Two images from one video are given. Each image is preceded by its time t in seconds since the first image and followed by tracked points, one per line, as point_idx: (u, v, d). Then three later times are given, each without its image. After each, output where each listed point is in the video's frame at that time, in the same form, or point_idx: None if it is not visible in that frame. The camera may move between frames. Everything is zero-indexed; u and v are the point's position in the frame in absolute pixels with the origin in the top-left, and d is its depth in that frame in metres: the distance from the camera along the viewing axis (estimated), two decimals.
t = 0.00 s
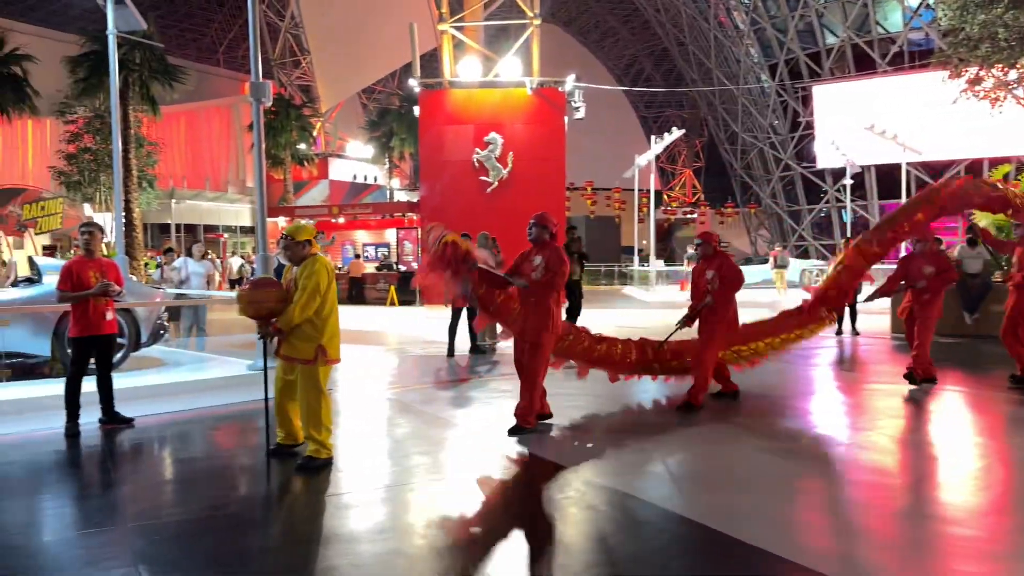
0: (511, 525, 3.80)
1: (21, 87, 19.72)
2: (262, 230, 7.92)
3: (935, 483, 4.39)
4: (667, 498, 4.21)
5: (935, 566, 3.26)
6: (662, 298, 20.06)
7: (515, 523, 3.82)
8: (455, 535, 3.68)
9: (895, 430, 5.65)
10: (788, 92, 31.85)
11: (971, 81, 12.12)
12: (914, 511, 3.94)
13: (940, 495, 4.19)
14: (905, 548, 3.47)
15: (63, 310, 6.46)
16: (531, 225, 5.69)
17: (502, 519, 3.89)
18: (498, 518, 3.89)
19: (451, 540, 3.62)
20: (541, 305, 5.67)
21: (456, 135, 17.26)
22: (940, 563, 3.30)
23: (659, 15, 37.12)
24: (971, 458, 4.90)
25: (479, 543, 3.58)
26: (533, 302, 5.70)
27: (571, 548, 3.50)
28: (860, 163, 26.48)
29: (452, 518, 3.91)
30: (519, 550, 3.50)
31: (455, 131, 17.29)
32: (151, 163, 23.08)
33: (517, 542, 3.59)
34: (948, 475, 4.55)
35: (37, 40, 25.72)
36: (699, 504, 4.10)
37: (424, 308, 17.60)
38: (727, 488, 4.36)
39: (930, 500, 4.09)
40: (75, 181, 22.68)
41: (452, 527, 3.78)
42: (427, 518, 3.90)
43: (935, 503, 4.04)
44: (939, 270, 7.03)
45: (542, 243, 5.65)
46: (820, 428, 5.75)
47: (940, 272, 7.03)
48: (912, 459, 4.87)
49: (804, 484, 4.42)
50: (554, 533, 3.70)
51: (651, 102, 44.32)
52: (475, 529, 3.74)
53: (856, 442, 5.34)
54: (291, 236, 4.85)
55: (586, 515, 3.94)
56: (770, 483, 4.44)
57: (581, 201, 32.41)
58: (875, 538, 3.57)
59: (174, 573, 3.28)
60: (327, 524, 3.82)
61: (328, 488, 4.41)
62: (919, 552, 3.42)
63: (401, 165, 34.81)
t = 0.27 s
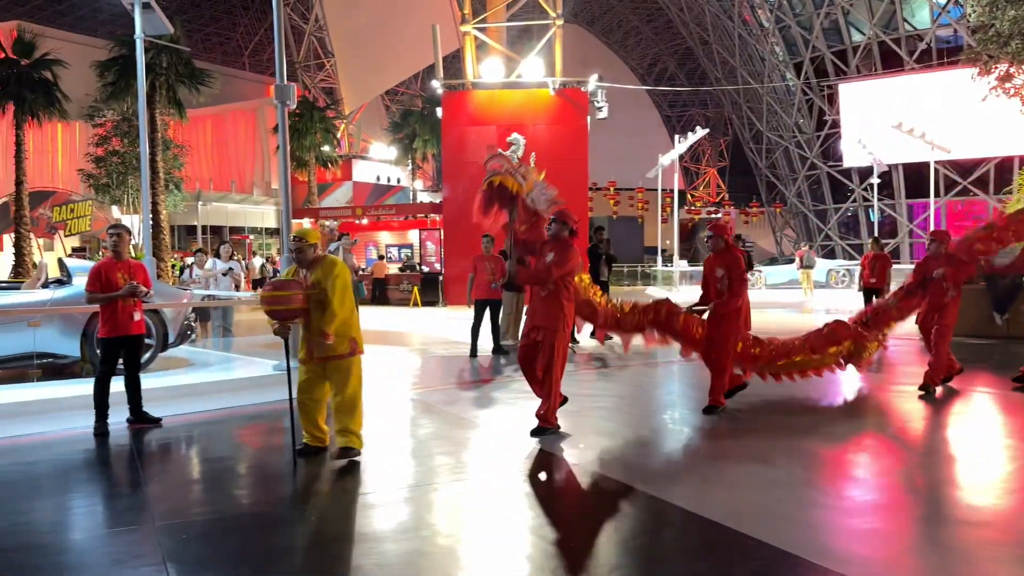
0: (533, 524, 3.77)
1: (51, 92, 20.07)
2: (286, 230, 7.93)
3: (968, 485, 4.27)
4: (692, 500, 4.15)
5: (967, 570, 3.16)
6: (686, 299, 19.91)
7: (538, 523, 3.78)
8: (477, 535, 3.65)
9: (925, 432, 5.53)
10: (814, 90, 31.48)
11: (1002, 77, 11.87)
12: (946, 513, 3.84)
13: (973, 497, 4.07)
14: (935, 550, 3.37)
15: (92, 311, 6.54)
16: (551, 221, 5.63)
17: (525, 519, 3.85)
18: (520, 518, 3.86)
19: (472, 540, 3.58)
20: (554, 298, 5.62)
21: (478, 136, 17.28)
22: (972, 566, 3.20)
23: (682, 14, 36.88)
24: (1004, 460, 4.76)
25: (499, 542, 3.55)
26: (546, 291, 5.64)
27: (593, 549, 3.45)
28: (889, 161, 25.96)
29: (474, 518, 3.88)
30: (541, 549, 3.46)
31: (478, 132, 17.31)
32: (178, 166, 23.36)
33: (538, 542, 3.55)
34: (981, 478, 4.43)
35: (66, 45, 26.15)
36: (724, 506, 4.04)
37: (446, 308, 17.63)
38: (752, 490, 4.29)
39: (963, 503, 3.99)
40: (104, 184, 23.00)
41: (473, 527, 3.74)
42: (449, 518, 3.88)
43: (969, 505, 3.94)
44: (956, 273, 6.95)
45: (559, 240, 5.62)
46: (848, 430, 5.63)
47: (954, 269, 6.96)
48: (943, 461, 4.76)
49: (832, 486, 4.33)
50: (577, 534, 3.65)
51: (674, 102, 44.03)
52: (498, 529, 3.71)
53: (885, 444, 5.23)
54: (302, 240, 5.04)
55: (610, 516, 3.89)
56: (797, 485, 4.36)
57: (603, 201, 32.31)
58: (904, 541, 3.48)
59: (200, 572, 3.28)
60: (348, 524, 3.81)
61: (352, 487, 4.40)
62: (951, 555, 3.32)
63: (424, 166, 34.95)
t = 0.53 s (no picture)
0: (543, 525, 3.74)
1: (63, 95, 20.18)
2: (297, 232, 7.92)
3: (983, 487, 4.21)
4: (703, 501, 4.11)
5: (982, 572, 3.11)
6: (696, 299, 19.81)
7: (547, 524, 3.76)
8: (486, 536, 3.62)
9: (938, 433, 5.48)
10: (825, 90, 31.31)
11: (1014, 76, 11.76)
12: (962, 515, 3.78)
13: (988, 498, 4.02)
14: (948, 552, 3.33)
15: (105, 312, 6.56)
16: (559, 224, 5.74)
17: (535, 521, 3.82)
18: (529, 519, 3.84)
19: (481, 541, 3.56)
20: (563, 299, 5.66)
21: (488, 137, 17.28)
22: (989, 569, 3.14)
23: (692, 14, 36.75)
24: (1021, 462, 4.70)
25: (507, 543, 3.52)
26: (555, 294, 5.69)
27: (605, 551, 3.42)
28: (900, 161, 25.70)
29: (483, 519, 3.85)
30: (550, 551, 3.43)
31: (487, 133, 17.31)
32: (189, 168, 23.44)
33: (548, 543, 3.52)
34: (996, 478, 4.37)
35: (78, 48, 26.31)
36: (735, 507, 3.99)
37: (456, 309, 17.61)
38: (764, 492, 4.25)
39: (978, 504, 3.93)
40: (116, 186, 23.11)
41: (482, 528, 3.72)
42: (459, 519, 3.86)
43: (984, 507, 3.88)
44: (959, 268, 6.94)
45: (568, 243, 5.72)
46: (860, 431, 5.58)
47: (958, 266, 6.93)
48: (957, 462, 4.71)
49: (845, 487, 4.28)
50: (587, 535, 3.62)
51: (684, 102, 43.88)
52: (507, 530, 3.68)
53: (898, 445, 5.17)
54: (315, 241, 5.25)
55: (620, 517, 3.86)
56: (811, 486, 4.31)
57: (614, 202, 32.23)
58: (918, 543, 3.43)
59: (212, 572, 3.28)
60: (357, 525, 3.80)
61: (362, 489, 4.39)
62: (964, 557, 3.27)
63: (433, 167, 34.97)
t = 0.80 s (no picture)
0: (543, 526, 3.75)
1: (63, 97, 20.20)
2: (296, 233, 7.91)
3: (982, 488, 4.21)
4: (703, 502, 4.11)
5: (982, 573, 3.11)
6: (696, 301, 19.81)
7: (546, 525, 3.76)
8: (486, 537, 3.62)
9: (936, 433, 5.49)
10: (825, 91, 31.33)
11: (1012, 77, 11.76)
12: (961, 516, 3.78)
13: (988, 499, 4.02)
14: (947, 553, 3.33)
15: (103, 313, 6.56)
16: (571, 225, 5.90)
17: (535, 522, 3.82)
18: (529, 520, 3.84)
19: (481, 542, 3.56)
20: (573, 298, 5.79)
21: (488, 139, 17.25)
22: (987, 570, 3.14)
23: (692, 15, 36.82)
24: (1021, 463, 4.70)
25: (507, 544, 3.52)
26: (566, 292, 5.82)
27: (605, 552, 3.42)
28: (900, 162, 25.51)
29: (484, 520, 3.85)
30: (549, 552, 3.43)
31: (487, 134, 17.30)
32: (189, 169, 23.45)
33: (548, 544, 3.52)
34: (995, 479, 4.37)
35: (78, 50, 26.32)
36: (734, 508, 4.00)
37: (456, 310, 17.62)
38: (763, 492, 4.25)
39: (977, 505, 3.93)
40: (116, 187, 23.11)
41: (481, 529, 3.72)
42: (459, 520, 3.86)
43: (983, 508, 3.88)
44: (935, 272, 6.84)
45: (578, 243, 5.87)
46: (859, 432, 5.59)
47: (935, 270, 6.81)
48: (955, 463, 4.71)
49: (844, 488, 4.29)
50: (586, 536, 3.62)
51: (684, 103, 43.93)
52: (507, 532, 3.68)
53: (897, 446, 5.17)
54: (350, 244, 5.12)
55: (619, 518, 3.86)
56: (810, 487, 4.31)
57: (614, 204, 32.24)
58: (917, 544, 3.43)
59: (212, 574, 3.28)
60: (356, 526, 3.80)
61: (361, 490, 4.39)
62: (963, 557, 3.28)
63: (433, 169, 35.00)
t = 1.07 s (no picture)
0: (534, 529, 3.75)
1: (52, 99, 20.10)
2: (286, 236, 7.89)
3: (970, 489, 4.24)
4: (694, 503, 4.13)
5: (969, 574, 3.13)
6: (687, 303, 19.87)
7: (538, 527, 3.77)
8: (477, 540, 3.62)
9: (924, 434, 5.53)
10: (815, 94, 31.36)
11: (999, 82, 11.85)
12: (948, 517, 3.81)
13: (977, 501, 4.05)
14: (934, 554, 3.36)
15: (91, 317, 6.54)
16: (575, 229, 5.96)
17: (525, 524, 3.82)
18: (519, 522, 3.84)
19: (472, 545, 3.56)
20: (578, 300, 5.80)
21: (478, 141, 17.22)
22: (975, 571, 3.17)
23: (683, 19, 36.99)
24: (1008, 464, 4.74)
25: (497, 547, 3.52)
26: (570, 295, 5.82)
27: (593, 553, 3.44)
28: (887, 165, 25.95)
29: (475, 523, 3.85)
30: (539, 554, 3.43)
31: (478, 137, 17.29)
32: (179, 172, 23.37)
33: (539, 546, 3.53)
34: (983, 481, 4.40)
35: (67, 51, 26.18)
36: (723, 510, 4.02)
37: (447, 313, 17.63)
38: (754, 494, 4.27)
39: (965, 506, 3.96)
40: (104, 189, 23.00)
41: (472, 532, 3.72)
42: (450, 523, 3.86)
43: (970, 509, 3.91)
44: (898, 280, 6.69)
45: (582, 247, 5.93)
46: (847, 433, 5.63)
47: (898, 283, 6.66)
48: (943, 464, 4.75)
49: (833, 489, 4.31)
50: (577, 538, 3.63)
51: (674, 106, 44.09)
52: (497, 535, 3.68)
53: (885, 447, 5.21)
54: (364, 243, 5.31)
55: (610, 520, 3.87)
56: (800, 488, 4.34)
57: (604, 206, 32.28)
58: (905, 545, 3.45)
59: None
60: (346, 529, 3.79)
61: (352, 492, 4.39)
62: (951, 558, 3.30)
63: (424, 171, 35.00)
